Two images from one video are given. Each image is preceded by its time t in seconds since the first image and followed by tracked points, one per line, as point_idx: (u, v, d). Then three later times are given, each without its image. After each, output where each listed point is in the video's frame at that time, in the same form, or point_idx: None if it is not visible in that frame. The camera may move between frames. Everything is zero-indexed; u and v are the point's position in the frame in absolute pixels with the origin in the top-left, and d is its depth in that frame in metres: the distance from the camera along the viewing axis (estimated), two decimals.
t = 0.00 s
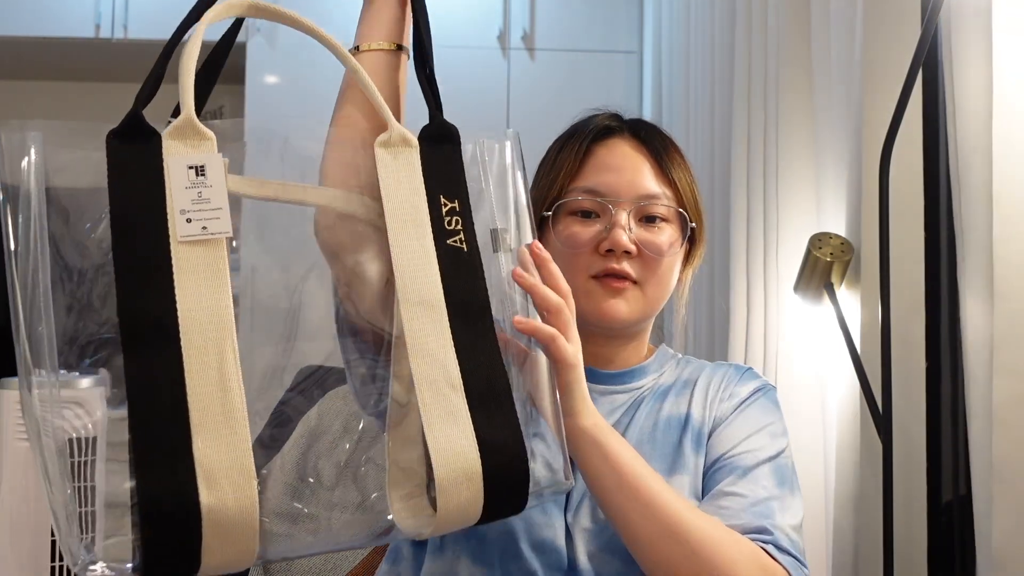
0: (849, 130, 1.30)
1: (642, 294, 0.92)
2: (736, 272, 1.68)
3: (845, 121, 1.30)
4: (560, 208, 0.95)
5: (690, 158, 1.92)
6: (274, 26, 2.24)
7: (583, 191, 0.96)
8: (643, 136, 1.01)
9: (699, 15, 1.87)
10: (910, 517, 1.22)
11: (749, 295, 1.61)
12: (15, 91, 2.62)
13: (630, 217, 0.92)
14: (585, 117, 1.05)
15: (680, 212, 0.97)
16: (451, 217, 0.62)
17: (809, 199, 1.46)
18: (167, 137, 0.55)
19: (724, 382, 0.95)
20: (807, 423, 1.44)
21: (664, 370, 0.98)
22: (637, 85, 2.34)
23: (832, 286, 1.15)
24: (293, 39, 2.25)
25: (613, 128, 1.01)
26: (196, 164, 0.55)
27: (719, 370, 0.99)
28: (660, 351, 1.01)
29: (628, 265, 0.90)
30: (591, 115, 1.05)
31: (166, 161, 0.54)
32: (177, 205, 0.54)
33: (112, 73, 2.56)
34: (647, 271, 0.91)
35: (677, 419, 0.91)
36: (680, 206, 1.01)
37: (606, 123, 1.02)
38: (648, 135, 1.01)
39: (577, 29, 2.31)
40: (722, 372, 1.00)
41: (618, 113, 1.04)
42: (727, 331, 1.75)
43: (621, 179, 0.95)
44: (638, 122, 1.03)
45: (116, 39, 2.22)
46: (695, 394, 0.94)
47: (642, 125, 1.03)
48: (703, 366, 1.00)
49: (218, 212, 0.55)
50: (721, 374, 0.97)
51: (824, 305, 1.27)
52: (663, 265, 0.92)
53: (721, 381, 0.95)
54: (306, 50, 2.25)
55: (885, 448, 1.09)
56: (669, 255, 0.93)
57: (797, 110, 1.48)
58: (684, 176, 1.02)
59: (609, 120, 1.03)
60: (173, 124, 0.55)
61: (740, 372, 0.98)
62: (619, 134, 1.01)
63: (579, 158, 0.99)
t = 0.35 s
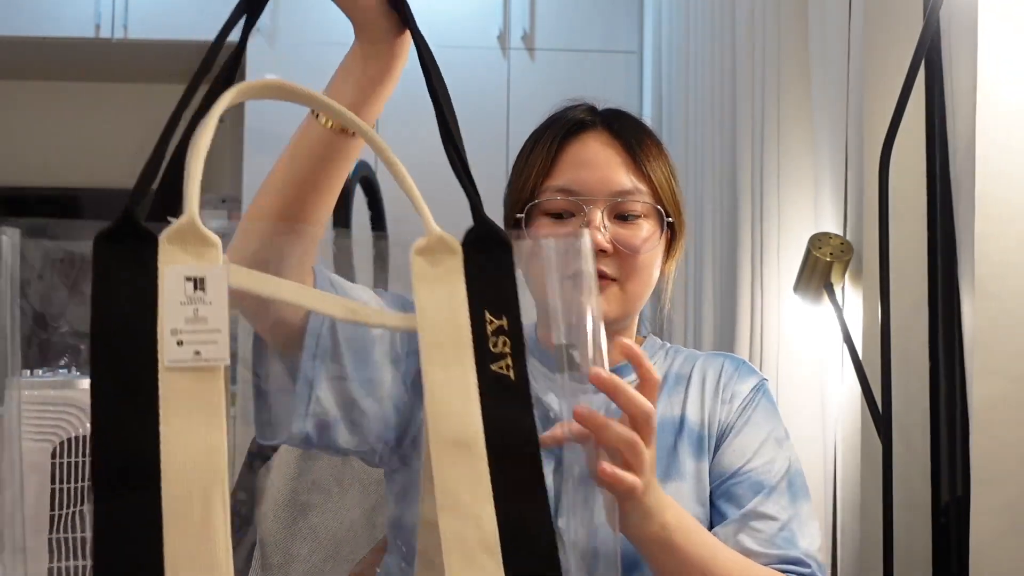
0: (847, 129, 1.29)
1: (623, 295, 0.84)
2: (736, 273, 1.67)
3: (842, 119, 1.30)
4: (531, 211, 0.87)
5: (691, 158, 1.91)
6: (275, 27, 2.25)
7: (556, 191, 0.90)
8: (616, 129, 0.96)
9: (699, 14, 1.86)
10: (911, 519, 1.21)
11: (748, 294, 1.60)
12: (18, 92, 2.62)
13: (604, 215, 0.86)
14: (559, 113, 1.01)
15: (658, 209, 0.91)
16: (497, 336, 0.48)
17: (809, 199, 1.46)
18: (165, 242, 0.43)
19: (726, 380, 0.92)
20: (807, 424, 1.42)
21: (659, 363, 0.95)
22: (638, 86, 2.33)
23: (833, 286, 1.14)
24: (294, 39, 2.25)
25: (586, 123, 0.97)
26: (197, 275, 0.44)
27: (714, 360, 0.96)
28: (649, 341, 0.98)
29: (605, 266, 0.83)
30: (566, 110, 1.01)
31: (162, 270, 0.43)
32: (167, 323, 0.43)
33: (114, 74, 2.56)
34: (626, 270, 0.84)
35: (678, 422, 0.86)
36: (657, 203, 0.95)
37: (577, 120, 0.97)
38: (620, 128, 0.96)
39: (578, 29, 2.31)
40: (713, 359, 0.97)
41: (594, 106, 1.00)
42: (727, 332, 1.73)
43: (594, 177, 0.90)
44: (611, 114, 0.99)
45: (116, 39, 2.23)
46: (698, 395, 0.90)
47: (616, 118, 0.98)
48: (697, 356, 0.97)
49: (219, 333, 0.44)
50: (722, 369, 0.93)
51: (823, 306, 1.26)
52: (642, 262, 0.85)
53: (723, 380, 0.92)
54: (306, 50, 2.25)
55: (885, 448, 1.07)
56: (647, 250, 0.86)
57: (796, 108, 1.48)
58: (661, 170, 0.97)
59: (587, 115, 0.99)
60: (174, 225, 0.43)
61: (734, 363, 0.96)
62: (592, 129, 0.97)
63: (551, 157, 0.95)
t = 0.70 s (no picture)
0: (847, 129, 1.29)
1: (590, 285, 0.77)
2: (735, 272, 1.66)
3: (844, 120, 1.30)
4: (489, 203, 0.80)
5: (690, 158, 1.91)
6: (275, 27, 2.25)
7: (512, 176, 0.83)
8: (572, 115, 0.89)
9: (699, 14, 1.86)
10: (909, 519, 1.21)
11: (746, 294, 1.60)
12: (19, 92, 2.63)
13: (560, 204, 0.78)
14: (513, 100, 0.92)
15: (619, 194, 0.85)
16: (634, 483, 0.49)
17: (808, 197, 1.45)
18: (275, 405, 0.47)
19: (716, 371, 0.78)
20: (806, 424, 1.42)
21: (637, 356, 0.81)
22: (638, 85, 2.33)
23: (833, 287, 1.13)
24: (294, 40, 2.25)
25: (539, 109, 0.89)
26: (305, 442, 0.47)
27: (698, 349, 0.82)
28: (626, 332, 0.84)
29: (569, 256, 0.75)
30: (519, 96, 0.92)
31: (273, 440, 0.47)
32: (283, 496, 0.47)
33: (116, 74, 2.57)
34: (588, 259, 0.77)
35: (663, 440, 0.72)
36: (621, 190, 0.88)
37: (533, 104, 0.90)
38: (578, 112, 0.90)
39: (578, 29, 2.31)
40: (693, 345, 0.83)
41: (548, 90, 0.91)
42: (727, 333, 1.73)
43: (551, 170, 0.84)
44: (566, 96, 0.90)
45: (116, 39, 2.23)
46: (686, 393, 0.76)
47: (572, 101, 0.90)
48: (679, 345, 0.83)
49: (331, 501, 0.48)
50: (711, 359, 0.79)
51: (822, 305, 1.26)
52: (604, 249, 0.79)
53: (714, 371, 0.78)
54: (306, 51, 2.25)
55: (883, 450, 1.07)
56: (609, 237, 0.80)
57: (795, 109, 1.48)
58: (623, 156, 0.89)
59: (543, 99, 0.90)
60: (284, 388, 0.47)
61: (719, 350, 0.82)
62: (546, 116, 0.89)
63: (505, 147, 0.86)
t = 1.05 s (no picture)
0: (848, 129, 1.29)
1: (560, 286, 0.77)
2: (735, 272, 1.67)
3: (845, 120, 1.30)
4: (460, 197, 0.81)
5: (689, 159, 1.91)
6: (275, 27, 2.24)
7: (481, 171, 0.80)
8: (549, 103, 0.83)
9: (699, 14, 1.86)
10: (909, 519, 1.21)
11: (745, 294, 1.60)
12: (18, 92, 2.63)
13: (533, 199, 0.78)
14: (488, 88, 0.87)
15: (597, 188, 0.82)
16: None
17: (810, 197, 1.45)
18: None
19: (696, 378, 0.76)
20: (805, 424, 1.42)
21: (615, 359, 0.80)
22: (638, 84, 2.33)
23: (833, 286, 1.13)
24: (294, 40, 2.25)
25: (516, 97, 0.84)
26: None
27: (682, 348, 0.80)
28: (606, 332, 0.83)
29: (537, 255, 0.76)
30: (494, 83, 0.87)
31: None
32: None
33: (115, 74, 2.57)
34: (559, 259, 0.77)
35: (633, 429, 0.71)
36: (598, 187, 0.84)
37: (503, 90, 0.84)
38: (552, 97, 0.84)
39: (578, 28, 2.31)
40: (680, 343, 0.82)
41: (525, 78, 0.86)
42: (726, 334, 1.73)
43: (523, 161, 0.78)
44: (544, 84, 0.85)
45: (116, 39, 2.23)
46: (666, 402, 0.76)
47: (551, 88, 0.85)
48: (664, 344, 0.82)
49: None
50: (693, 363, 0.78)
51: (823, 303, 1.26)
52: (578, 250, 0.78)
53: (694, 377, 0.76)
54: (306, 51, 2.25)
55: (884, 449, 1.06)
56: (584, 238, 0.78)
57: (795, 109, 1.48)
58: (601, 148, 0.85)
59: (521, 87, 0.85)
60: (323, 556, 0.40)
61: (705, 350, 0.80)
62: (523, 103, 0.83)
63: (478, 137, 0.82)
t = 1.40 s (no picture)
0: (847, 129, 1.29)
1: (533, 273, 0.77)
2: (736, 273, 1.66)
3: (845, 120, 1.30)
4: (451, 163, 0.82)
5: (689, 159, 1.91)
6: (275, 27, 2.25)
7: (481, 142, 0.81)
8: (559, 96, 0.85)
9: (699, 13, 1.86)
10: (911, 521, 1.22)
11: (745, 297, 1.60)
12: (18, 92, 2.63)
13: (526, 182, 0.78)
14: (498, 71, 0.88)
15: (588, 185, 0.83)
16: None
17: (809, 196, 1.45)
18: None
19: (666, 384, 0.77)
20: (805, 424, 1.42)
21: (582, 367, 0.81)
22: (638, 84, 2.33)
23: (833, 286, 1.13)
24: (294, 39, 2.25)
25: (527, 86, 0.85)
26: None
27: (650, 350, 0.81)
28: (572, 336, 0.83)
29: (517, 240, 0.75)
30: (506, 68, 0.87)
31: None
32: None
33: (115, 74, 2.57)
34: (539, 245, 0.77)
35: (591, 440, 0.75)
36: (591, 185, 0.85)
37: (518, 76, 0.85)
38: (565, 93, 0.85)
39: (578, 28, 2.31)
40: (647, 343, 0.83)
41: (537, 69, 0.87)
42: (727, 334, 1.73)
43: (525, 143, 0.80)
44: (555, 80, 0.86)
45: (116, 39, 2.23)
46: (637, 409, 0.76)
47: (561, 83, 0.86)
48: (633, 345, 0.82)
49: None
50: (662, 367, 0.79)
51: (823, 303, 1.26)
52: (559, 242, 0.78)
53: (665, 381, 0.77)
54: (306, 50, 2.25)
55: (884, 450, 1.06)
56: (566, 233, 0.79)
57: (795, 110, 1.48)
58: (601, 149, 0.86)
59: (533, 76, 0.86)
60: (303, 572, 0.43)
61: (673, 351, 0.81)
62: (532, 92, 0.85)
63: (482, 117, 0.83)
